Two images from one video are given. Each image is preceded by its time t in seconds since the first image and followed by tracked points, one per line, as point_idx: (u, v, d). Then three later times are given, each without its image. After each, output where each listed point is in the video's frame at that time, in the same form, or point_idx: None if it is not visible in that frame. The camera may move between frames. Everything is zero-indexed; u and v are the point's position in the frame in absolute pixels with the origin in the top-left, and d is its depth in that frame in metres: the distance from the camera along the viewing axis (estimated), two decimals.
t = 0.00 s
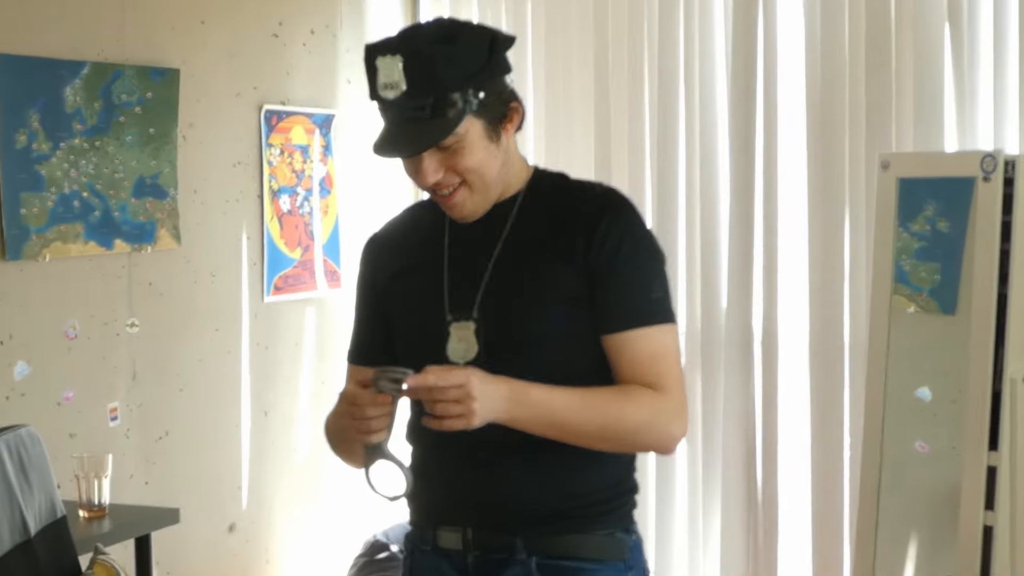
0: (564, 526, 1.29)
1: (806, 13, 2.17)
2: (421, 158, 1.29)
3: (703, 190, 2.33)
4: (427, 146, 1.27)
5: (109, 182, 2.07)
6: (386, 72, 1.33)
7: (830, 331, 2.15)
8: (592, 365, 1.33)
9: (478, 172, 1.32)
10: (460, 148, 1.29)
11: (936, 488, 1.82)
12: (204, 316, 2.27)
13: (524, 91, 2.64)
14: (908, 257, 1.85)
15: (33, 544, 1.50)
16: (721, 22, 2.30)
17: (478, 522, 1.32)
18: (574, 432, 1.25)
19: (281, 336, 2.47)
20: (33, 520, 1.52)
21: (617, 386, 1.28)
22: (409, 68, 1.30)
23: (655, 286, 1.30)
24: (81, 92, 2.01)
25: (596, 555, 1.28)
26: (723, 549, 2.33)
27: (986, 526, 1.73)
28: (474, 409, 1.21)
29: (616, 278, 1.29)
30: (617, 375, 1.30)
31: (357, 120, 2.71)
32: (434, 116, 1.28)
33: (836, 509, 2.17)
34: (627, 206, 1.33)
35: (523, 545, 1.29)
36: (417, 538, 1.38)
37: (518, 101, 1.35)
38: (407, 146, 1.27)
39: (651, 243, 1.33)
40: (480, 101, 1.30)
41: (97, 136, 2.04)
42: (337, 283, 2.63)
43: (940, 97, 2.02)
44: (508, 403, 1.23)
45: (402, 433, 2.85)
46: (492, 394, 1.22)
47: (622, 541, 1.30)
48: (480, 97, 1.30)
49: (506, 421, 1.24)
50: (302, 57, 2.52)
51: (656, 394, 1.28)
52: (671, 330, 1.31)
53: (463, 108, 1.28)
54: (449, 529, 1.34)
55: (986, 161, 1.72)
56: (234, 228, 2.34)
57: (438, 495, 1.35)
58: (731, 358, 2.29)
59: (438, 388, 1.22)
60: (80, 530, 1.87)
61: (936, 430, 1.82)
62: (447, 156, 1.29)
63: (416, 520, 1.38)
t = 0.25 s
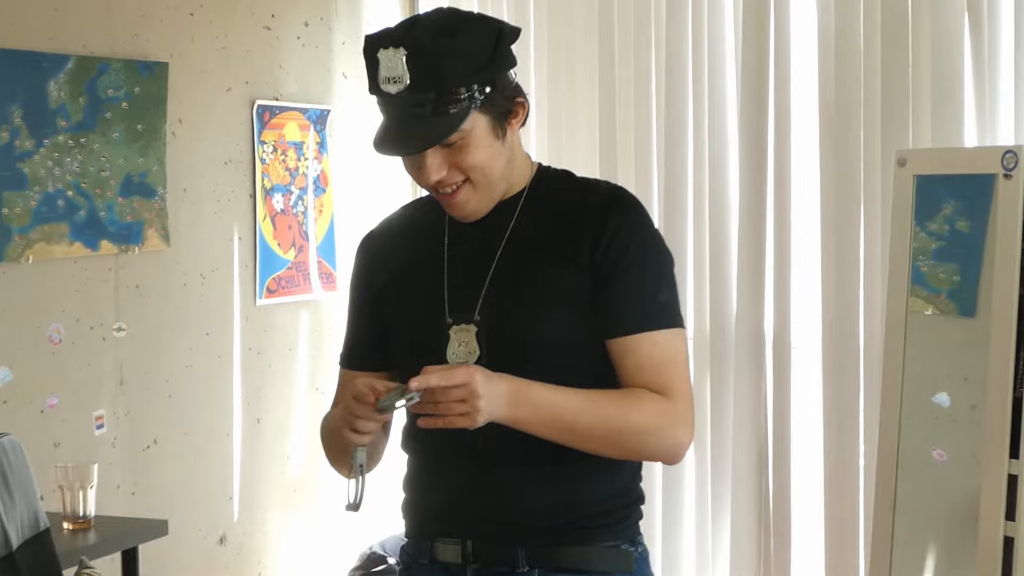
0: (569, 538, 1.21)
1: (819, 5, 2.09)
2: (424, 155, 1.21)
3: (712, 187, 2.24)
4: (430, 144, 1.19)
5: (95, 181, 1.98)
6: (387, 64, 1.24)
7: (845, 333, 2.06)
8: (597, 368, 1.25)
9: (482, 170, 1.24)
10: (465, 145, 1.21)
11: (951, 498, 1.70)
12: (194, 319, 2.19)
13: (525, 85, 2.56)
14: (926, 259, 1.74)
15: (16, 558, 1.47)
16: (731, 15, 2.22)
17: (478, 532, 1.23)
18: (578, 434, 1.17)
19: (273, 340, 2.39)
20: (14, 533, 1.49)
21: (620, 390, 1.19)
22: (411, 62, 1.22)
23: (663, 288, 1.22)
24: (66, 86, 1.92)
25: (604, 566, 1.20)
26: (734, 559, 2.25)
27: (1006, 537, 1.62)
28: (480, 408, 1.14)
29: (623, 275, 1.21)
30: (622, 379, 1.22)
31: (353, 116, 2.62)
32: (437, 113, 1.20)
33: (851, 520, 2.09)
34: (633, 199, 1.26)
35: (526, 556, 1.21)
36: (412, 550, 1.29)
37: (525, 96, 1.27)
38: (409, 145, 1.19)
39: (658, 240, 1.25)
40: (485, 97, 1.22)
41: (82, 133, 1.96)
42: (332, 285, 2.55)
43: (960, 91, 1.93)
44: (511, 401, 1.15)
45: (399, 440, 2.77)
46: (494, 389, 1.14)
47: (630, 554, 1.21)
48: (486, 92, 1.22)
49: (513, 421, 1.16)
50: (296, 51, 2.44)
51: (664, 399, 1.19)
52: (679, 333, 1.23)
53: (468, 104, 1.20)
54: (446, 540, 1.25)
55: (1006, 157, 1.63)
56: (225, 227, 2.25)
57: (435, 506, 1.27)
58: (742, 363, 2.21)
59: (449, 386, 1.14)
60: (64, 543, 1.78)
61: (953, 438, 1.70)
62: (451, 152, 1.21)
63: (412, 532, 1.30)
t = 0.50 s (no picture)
0: (556, 536, 1.20)
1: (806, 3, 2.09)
2: (415, 153, 1.21)
3: (699, 187, 2.24)
4: (422, 142, 1.18)
5: (82, 179, 1.98)
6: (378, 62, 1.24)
7: (831, 332, 2.07)
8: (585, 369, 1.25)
9: (473, 169, 1.24)
10: (456, 144, 1.21)
11: (939, 497, 1.71)
12: (181, 318, 2.19)
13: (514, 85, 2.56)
14: (913, 257, 1.74)
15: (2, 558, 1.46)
16: (718, 14, 2.21)
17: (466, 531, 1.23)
18: (567, 428, 1.16)
19: (261, 338, 2.39)
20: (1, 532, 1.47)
21: (610, 386, 1.19)
22: (404, 60, 1.22)
23: (652, 288, 1.23)
24: (52, 85, 1.92)
25: (591, 565, 1.20)
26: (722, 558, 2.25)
27: (993, 537, 1.61)
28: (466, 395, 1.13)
29: (612, 273, 1.21)
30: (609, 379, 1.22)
31: (341, 115, 2.62)
32: (430, 111, 1.20)
33: (838, 518, 2.09)
34: (620, 198, 1.27)
35: (513, 555, 1.21)
36: (401, 549, 1.29)
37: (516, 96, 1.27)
38: (401, 142, 1.19)
39: (646, 239, 1.25)
40: (477, 96, 1.22)
41: (68, 131, 1.95)
42: (319, 283, 2.54)
43: (944, 90, 1.93)
44: (502, 390, 1.15)
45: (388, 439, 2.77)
46: (485, 378, 1.15)
47: (617, 553, 1.22)
48: (478, 92, 1.22)
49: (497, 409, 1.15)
50: (283, 49, 2.44)
51: (653, 398, 1.20)
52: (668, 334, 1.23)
53: (461, 103, 1.20)
54: (435, 539, 1.25)
55: (994, 155, 1.61)
56: (212, 225, 2.25)
57: (422, 504, 1.27)
58: (729, 362, 2.21)
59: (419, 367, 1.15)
60: (49, 542, 1.77)
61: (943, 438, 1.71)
62: (442, 151, 1.21)
63: (398, 530, 1.30)
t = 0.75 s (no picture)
0: (558, 529, 1.23)
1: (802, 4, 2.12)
2: (416, 152, 1.24)
3: (697, 186, 2.28)
4: (423, 141, 1.21)
5: (87, 177, 2.01)
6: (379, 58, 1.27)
7: (827, 329, 2.10)
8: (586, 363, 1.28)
9: (474, 167, 1.27)
10: (456, 142, 1.24)
11: (932, 491, 1.74)
12: (186, 315, 2.21)
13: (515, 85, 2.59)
14: (907, 254, 1.78)
15: (9, 549, 1.50)
16: (716, 14, 2.25)
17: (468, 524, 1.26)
18: (572, 421, 1.19)
19: (266, 334, 2.42)
20: (7, 525, 1.51)
21: (611, 381, 1.22)
22: (405, 61, 1.25)
23: (651, 284, 1.26)
24: (58, 84, 1.95)
25: (591, 557, 1.23)
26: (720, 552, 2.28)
27: (987, 530, 1.64)
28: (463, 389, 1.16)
29: (614, 269, 1.24)
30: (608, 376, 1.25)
31: (343, 113, 2.65)
32: (431, 109, 1.23)
33: (834, 512, 2.12)
34: (619, 195, 1.30)
35: (513, 547, 1.24)
36: (404, 541, 1.32)
37: (515, 95, 1.30)
38: (402, 140, 1.22)
39: (645, 236, 1.29)
40: (477, 95, 1.25)
41: (74, 130, 1.98)
42: (323, 280, 2.57)
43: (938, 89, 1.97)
44: (504, 383, 1.17)
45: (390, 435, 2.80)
46: (485, 371, 1.17)
47: (616, 545, 1.25)
48: (478, 91, 1.25)
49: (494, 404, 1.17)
50: (286, 49, 2.47)
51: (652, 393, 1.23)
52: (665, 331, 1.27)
53: (461, 102, 1.23)
54: (438, 532, 1.28)
55: (988, 153, 1.64)
56: (216, 223, 2.28)
57: (426, 498, 1.30)
58: (726, 357, 2.24)
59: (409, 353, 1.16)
60: (57, 535, 1.80)
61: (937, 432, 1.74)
62: (444, 150, 1.24)
63: (402, 523, 1.33)
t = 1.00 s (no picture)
0: (559, 529, 1.23)
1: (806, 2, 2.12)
2: (419, 151, 1.24)
3: (701, 184, 2.27)
4: (426, 140, 1.21)
5: (91, 177, 2.01)
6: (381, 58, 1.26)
7: (832, 328, 2.10)
8: (590, 363, 1.28)
9: (476, 166, 1.27)
10: (459, 141, 1.24)
11: (936, 490, 1.73)
12: (190, 314, 2.21)
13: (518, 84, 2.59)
14: (910, 253, 1.77)
15: (13, 549, 1.47)
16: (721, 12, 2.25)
17: (473, 523, 1.26)
18: (578, 419, 1.18)
19: (270, 333, 2.42)
20: (12, 525, 1.49)
21: (614, 380, 1.22)
22: (407, 60, 1.24)
23: (654, 284, 1.25)
24: (62, 84, 1.95)
25: (595, 556, 1.23)
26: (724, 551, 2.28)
27: (992, 529, 1.64)
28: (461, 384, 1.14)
29: (616, 267, 1.24)
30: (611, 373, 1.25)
31: (347, 113, 2.65)
32: (433, 108, 1.22)
33: (838, 510, 2.12)
34: (623, 196, 1.30)
35: (518, 546, 1.24)
36: (409, 540, 1.32)
37: (518, 94, 1.30)
38: (405, 141, 1.21)
39: (649, 237, 1.28)
40: (480, 94, 1.24)
41: (79, 129, 1.98)
42: (326, 280, 2.57)
43: (942, 85, 1.97)
44: (503, 382, 1.16)
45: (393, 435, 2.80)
46: (483, 369, 1.16)
47: (621, 544, 1.25)
48: (480, 90, 1.25)
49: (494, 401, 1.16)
50: (290, 49, 2.46)
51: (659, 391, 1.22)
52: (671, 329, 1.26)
53: (463, 100, 1.23)
54: (442, 530, 1.28)
55: (992, 152, 1.64)
56: (220, 222, 2.28)
57: (428, 496, 1.30)
58: (730, 356, 2.24)
59: (394, 358, 1.15)
60: (61, 534, 1.80)
61: (941, 430, 1.73)
62: (446, 149, 1.24)
63: (405, 523, 1.33)
